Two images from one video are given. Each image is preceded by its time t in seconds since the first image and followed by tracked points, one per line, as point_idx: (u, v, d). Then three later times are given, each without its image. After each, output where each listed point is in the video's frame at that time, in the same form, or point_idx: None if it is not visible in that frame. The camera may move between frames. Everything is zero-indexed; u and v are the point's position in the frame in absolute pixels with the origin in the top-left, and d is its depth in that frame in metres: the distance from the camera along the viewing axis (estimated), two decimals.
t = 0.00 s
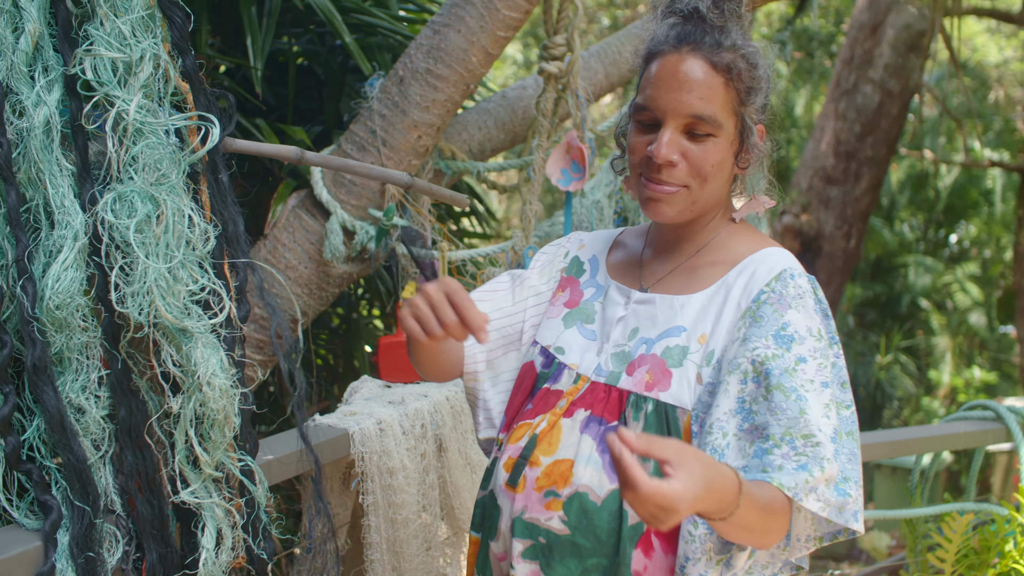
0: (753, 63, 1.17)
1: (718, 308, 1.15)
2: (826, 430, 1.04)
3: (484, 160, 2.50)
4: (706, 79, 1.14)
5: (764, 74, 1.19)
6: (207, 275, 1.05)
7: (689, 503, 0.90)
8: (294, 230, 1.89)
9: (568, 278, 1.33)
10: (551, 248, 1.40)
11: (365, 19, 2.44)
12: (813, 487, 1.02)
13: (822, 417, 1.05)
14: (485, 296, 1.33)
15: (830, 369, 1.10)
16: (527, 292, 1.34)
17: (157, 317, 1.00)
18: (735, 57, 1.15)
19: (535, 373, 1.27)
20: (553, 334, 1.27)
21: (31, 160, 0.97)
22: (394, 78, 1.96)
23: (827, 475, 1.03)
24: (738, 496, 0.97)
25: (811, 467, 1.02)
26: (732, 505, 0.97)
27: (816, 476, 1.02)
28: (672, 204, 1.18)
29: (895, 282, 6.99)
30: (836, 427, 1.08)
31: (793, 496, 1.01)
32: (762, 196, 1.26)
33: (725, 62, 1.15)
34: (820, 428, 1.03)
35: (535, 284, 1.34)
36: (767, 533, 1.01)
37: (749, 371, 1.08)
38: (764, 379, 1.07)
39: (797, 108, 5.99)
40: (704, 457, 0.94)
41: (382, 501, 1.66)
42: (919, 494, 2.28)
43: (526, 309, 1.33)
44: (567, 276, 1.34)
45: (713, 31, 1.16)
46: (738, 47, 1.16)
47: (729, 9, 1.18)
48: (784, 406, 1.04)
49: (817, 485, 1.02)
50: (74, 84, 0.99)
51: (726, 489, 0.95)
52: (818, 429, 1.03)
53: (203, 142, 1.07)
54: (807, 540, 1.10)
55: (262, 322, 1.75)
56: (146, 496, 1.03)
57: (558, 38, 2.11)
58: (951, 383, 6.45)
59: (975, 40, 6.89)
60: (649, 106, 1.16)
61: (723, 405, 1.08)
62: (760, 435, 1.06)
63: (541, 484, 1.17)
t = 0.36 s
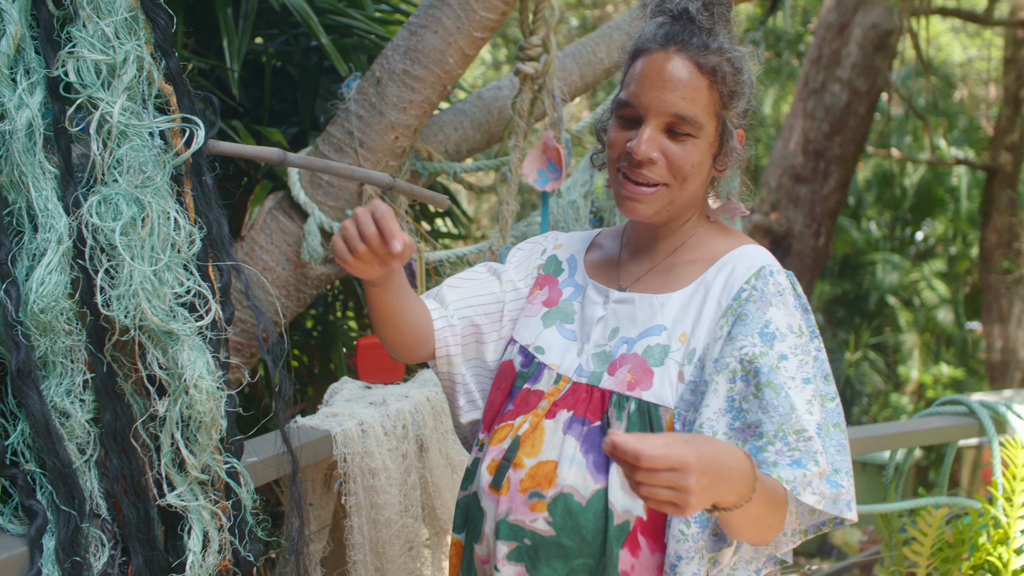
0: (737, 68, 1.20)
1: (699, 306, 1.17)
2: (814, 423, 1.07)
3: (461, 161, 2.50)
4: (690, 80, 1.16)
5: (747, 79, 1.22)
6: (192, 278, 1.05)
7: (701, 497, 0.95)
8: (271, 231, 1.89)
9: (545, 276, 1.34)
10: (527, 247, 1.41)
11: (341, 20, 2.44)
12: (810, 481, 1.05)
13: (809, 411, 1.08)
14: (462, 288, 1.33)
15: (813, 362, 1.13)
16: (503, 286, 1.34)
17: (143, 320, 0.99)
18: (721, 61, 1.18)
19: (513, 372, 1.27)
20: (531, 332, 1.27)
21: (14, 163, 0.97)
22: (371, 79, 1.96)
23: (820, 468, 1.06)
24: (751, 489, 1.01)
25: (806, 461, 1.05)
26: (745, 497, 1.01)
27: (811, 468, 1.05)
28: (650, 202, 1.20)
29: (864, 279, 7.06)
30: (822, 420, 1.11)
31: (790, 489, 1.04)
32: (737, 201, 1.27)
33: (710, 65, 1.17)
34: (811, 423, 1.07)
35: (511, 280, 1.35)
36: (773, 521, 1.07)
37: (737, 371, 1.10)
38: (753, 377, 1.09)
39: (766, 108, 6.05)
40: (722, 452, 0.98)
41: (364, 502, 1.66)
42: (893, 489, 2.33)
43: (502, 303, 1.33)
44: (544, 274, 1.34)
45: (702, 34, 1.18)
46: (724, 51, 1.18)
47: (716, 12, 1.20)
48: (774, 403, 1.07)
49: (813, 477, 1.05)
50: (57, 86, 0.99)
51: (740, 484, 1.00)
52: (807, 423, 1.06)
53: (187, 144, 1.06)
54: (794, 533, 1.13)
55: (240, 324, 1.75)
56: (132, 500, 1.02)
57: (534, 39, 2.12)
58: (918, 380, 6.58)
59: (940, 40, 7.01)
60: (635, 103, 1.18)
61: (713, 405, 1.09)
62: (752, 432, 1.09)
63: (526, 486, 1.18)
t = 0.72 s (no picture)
0: (721, 71, 1.21)
1: (688, 307, 1.18)
2: (799, 424, 1.09)
3: (442, 163, 2.51)
4: (671, 83, 1.17)
5: (731, 83, 1.23)
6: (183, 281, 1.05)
7: (634, 481, 0.95)
8: (253, 234, 1.88)
9: (535, 275, 1.35)
10: (516, 245, 1.42)
11: (323, 22, 2.43)
12: (789, 481, 1.06)
13: (797, 411, 1.10)
14: (454, 282, 1.33)
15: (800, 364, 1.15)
16: (493, 283, 1.34)
17: (134, 324, 0.99)
18: (704, 64, 1.19)
19: (501, 369, 1.28)
20: (520, 331, 1.28)
21: (2, 165, 0.96)
22: (354, 81, 1.96)
23: (802, 469, 1.07)
24: (707, 481, 1.01)
25: (788, 461, 1.07)
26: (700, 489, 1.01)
27: (792, 468, 1.07)
28: (634, 203, 1.21)
29: (837, 281, 7.20)
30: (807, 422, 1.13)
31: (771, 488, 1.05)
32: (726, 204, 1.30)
33: (693, 68, 1.18)
34: (795, 424, 1.08)
35: (502, 277, 1.35)
36: (749, 515, 1.05)
37: (727, 371, 1.12)
38: (740, 378, 1.11)
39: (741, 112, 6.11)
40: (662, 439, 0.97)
41: (351, 505, 1.66)
42: (872, 488, 2.36)
43: (492, 299, 1.33)
44: (533, 273, 1.35)
45: (686, 38, 1.19)
46: (707, 55, 1.20)
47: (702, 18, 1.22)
48: (758, 403, 1.09)
49: (793, 476, 1.07)
50: (46, 88, 0.98)
51: (690, 474, 0.99)
52: (792, 423, 1.08)
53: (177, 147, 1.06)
54: (780, 532, 1.15)
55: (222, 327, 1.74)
56: (122, 504, 1.02)
57: (516, 42, 2.13)
58: (891, 380, 6.68)
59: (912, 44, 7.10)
60: (617, 106, 1.19)
61: (703, 406, 1.12)
62: (737, 433, 1.11)
63: (518, 486, 1.19)
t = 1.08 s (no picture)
0: (714, 68, 1.21)
1: (687, 306, 1.19)
2: (792, 424, 1.09)
3: (434, 163, 2.51)
4: (663, 81, 1.18)
5: (726, 80, 1.23)
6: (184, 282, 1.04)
7: (570, 490, 0.96)
8: (246, 234, 1.88)
9: (536, 270, 1.35)
10: (521, 238, 1.42)
11: (315, 22, 2.42)
12: (772, 480, 1.06)
13: (791, 409, 1.09)
14: (454, 272, 1.33)
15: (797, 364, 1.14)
16: (496, 275, 1.34)
17: (135, 325, 0.98)
18: (696, 61, 1.19)
19: (500, 363, 1.28)
20: (520, 325, 1.28)
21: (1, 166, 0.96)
22: (347, 81, 1.95)
23: (787, 469, 1.07)
24: (655, 486, 1.01)
25: (774, 461, 1.06)
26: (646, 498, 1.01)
27: (777, 467, 1.06)
28: (631, 201, 1.22)
29: (822, 280, 7.23)
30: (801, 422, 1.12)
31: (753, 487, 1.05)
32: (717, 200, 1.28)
33: (685, 66, 1.18)
34: (786, 424, 1.08)
35: (504, 270, 1.35)
36: (714, 518, 1.04)
37: (722, 369, 1.13)
38: (734, 376, 1.11)
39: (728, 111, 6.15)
40: (596, 448, 0.98)
41: (348, 505, 1.67)
42: (864, 486, 2.38)
43: (494, 292, 1.33)
44: (535, 268, 1.35)
45: (678, 36, 1.20)
46: (699, 53, 1.20)
47: (697, 17, 1.23)
48: (750, 400, 1.09)
49: (778, 474, 1.06)
50: (45, 88, 0.98)
51: (632, 481, 0.99)
52: (784, 422, 1.08)
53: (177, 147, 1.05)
54: (779, 530, 1.16)
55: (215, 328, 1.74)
56: (123, 506, 1.02)
57: (509, 42, 2.13)
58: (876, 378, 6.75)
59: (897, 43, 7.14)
60: (611, 105, 1.20)
61: (699, 403, 1.12)
62: (728, 430, 1.11)
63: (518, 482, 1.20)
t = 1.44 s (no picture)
0: (716, 73, 1.22)
1: (686, 302, 1.19)
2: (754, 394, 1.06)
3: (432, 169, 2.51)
4: (666, 86, 1.18)
5: (730, 85, 1.24)
6: (191, 289, 1.04)
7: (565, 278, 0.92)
8: (246, 241, 1.87)
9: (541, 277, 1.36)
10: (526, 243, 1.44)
11: (313, 29, 2.41)
12: (720, 424, 1.03)
13: (756, 387, 1.07)
14: (458, 278, 1.35)
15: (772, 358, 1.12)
16: (502, 281, 1.36)
17: (143, 333, 0.98)
18: (698, 66, 1.19)
19: (505, 368, 1.27)
20: (526, 331, 1.28)
21: (7, 174, 0.96)
22: (346, 88, 1.95)
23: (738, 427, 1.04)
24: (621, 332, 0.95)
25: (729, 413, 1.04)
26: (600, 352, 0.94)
27: (728, 417, 1.04)
28: (637, 208, 1.22)
29: (813, 284, 7.14)
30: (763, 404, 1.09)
31: (704, 421, 1.02)
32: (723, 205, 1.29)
33: (688, 71, 1.19)
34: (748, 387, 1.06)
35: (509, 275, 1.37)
36: (651, 417, 0.96)
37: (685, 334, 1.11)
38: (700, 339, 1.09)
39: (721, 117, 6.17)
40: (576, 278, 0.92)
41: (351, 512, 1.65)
42: (862, 489, 2.39)
43: (500, 296, 1.35)
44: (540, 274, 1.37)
45: (680, 42, 1.20)
46: (701, 58, 1.20)
47: (699, 23, 1.23)
48: (718, 357, 1.07)
49: (727, 427, 1.04)
50: (51, 96, 0.98)
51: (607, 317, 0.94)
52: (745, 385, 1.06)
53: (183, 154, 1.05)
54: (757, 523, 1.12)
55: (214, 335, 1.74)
56: (130, 514, 1.02)
57: (507, 48, 2.13)
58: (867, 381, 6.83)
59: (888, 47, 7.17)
60: (615, 112, 1.20)
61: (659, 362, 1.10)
62: (688, 379, 1.07)
63: (524, 485, 1.19)
